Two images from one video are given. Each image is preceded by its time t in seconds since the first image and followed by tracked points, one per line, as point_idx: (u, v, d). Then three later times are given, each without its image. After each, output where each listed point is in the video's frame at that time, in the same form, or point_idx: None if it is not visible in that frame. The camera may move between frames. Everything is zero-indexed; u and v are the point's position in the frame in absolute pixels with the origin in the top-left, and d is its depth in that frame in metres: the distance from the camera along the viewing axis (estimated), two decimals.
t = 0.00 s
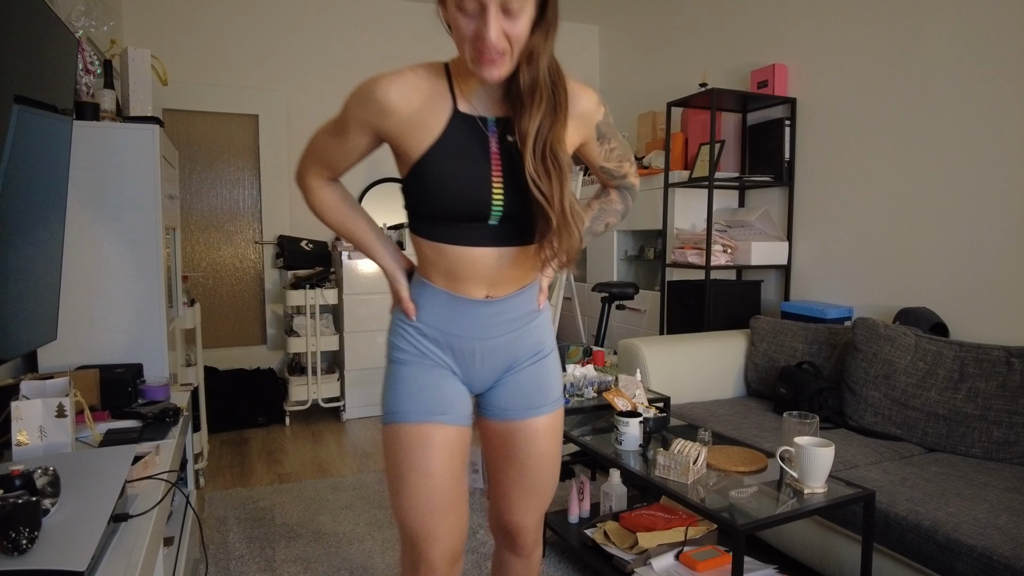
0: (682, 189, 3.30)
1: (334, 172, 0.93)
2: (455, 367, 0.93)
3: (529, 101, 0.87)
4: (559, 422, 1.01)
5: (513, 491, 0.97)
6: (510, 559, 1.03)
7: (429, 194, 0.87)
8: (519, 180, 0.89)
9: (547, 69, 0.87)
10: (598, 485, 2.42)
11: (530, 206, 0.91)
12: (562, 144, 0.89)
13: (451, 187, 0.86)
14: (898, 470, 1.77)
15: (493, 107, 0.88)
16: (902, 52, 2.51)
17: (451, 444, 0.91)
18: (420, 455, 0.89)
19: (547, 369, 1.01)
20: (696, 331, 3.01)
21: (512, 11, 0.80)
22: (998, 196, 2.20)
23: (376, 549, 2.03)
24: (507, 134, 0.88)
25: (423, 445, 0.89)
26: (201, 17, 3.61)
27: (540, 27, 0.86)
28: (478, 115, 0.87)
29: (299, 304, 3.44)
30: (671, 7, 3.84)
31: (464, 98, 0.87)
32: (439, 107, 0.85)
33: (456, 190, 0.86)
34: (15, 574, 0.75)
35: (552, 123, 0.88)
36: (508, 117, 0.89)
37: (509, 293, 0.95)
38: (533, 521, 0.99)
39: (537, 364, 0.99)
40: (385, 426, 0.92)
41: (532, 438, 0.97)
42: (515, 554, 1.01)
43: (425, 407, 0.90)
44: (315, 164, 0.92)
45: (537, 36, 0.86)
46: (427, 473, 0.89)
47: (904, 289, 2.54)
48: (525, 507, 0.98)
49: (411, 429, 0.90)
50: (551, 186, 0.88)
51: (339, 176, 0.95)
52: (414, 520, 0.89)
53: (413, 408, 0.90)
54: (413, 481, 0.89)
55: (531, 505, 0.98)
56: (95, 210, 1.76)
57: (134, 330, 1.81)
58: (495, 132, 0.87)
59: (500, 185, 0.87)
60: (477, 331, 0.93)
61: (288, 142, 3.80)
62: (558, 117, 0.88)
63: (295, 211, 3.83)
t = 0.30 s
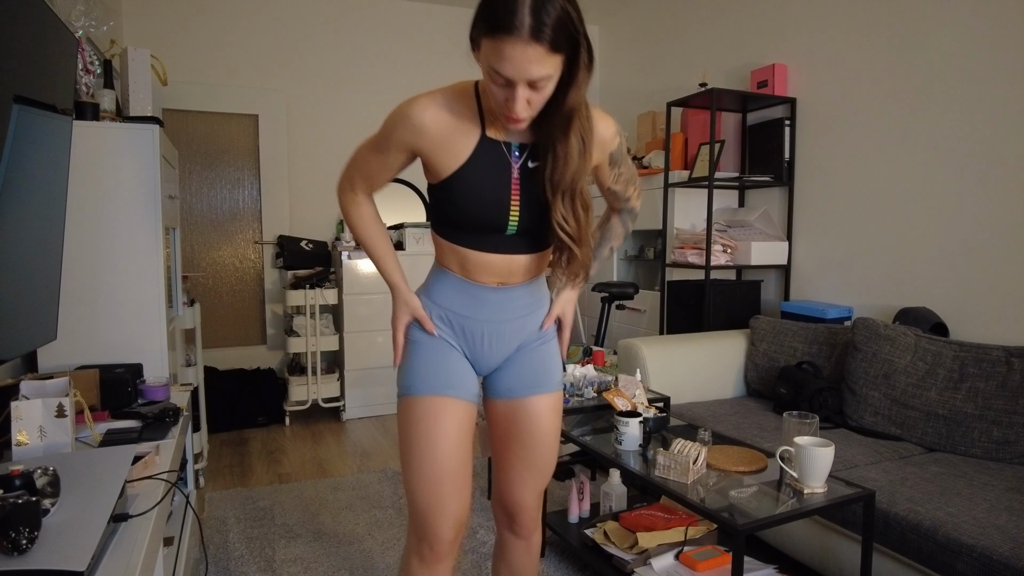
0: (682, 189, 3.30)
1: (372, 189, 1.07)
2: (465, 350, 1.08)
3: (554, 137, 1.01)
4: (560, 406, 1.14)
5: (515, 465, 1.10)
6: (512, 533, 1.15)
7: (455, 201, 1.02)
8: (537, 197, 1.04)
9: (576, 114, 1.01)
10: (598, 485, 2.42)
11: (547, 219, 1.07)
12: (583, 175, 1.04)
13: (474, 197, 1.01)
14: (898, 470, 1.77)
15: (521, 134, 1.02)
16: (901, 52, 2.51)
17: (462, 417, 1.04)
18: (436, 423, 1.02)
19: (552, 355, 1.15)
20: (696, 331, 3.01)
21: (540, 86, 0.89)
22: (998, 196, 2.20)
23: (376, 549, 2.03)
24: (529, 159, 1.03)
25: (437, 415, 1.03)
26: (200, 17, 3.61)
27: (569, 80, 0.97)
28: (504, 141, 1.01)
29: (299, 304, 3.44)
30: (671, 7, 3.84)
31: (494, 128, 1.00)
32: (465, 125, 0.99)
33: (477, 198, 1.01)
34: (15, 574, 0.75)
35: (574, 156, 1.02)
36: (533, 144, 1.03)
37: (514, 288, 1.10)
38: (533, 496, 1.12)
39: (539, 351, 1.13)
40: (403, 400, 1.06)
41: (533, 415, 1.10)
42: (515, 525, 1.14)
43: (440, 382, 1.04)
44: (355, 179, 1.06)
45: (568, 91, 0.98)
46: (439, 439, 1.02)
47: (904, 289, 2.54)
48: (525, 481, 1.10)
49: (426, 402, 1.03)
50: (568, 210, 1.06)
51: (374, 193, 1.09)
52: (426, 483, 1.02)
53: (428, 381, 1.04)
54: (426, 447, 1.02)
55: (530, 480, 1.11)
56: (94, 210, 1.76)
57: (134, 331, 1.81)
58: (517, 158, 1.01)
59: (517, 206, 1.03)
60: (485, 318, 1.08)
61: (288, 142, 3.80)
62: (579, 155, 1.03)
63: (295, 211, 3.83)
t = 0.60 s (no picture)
0: (681, 189, 3.30)
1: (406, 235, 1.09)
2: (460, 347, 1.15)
3: (565, 161, 1.04)
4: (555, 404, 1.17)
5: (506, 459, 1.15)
6: (509, 528, 1.19)
7: (459, 208, 1.06)
8: (540, 211, 1.09)
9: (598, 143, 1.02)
10: (598, 485, 2.42)
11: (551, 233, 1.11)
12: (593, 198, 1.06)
13: (478, 206, 1.04)
14: (898, 470, 1.77)
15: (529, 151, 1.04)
16: (901, 52, 2.51)
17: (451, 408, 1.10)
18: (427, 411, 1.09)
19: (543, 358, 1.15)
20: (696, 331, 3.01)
21: (551, 122, 0.91)
22: (998, 196, 2.21)
23: (376, 549, 2.03)
24: (535, 175, 1.06)
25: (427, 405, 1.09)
26: (199, 17, 3.60)
27: (587, 111, 0.99)
28: (511, 157, 1.04)
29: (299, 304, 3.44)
30: (671, 7, 3.84)
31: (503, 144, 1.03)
32: (476, 135, 1.03)
33: (480, 205, 1.04)
34: (15, 574, 0.75)
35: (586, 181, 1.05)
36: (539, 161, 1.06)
37: (508, 290, 1.15)
38: (528, 491, 1.16)
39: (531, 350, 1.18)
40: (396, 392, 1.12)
41: (524, 411, 1.14)
42: (510, 518, 1.18)
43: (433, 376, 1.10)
44: (388, 227, 1.08)
45: (593, 124, 1.00)
46: (428, 428, 1.09)
47: (904, 289, 2.54)
48: (518, 475, 1.15)
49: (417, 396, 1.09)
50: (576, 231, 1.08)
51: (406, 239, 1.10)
52: (414, 469, 1.09)
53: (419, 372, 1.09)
54: (416, 436, 1.09)
55: (524, 474, 1.14)
56: (93, 209, 1.75)
57: (135, 331, 1.81)
58: (521, 177, 1.05)
59: (519, 222, 1.07)
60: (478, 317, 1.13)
61: (288, 142, 3.80)
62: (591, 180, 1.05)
63: (295, 211, 3.83)
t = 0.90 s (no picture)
0: (681, 189, 3.30)
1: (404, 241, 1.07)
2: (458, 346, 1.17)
3: (562, 171, 1.04)
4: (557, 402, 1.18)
5: (509, 456, 1.16)
6: (517, 526, 1.19)
7: (460, 211, 1.06)
8: (538, 215, 1.09)
9: (592, 156, 1.02)
10: (598, 485, 2.42)
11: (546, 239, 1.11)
12: (587, 207, 1.06)
13: (479, 210, 1.05)
14: (897, 470, 1.77)
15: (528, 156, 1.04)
16: (901, 52, 2.51)
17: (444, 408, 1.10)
18: (421, 412, 1.09)
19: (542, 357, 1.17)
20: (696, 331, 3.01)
21: (549, 137, 0.90)
22: (998, 196, 2.21)
23: (376, 549, 2.03)
24: (534, 182, 1.06)
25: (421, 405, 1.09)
26: (200, 18, 3.61)
27: (584, 125, 0.99)
28: (512, 163, 1.03)
29: (299, 304, 3.44)
30: (671, 7, 3.84)
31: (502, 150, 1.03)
32: (477, 140, 1.03)
33: (480, 209, 1.05)
34: (15, 574, 0.75)
35: (580, 191, 1.05)
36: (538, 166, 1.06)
37: (507, 291, 1.16)
38: (538, 488, 1.16)
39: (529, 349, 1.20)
40: (390, 391, 1.13)
41: (527, 408, 1.15)
42: (523, 516, 1.18)
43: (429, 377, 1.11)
44: (386, 233, 1.06)
45: (590, 137, 1.00)
46: (421, 427, 1.09)
47: (904, 289, 2.54)
48: (521, 471, 1.15)
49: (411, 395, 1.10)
50: (570, 239, 1.09)
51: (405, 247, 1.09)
52: (407, 467, 1.09)
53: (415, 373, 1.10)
54: (408, 435, 1.09)
55: (530, 471, 1.15)
56: (94, 209, 1.76)
57: (134, 331, 1.81)
58: (521, 183, 1.04)
59: (518, 227, 1.08)
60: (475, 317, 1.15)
61: (288, 142, 3.80)
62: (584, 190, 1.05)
63: (295, 211, 3.84)
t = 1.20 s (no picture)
0: (681, 189, 3.30)
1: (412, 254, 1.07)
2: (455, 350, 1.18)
3: (560, 186, 1.05)
4: (556, 401, 1.21)
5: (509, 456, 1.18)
6: (522, 528, 1.19)
7: (456, 219, 1.07)
8: (534, 223, 1.10)
9: (590, 172, 1.02)
10: (598, 485, 2.42)
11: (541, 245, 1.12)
12: (585, 220, 1.07)
13: (473, 216, 1.06)
14: (897, 470, 1.77)
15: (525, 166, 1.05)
16: (901, 52, 2.51)
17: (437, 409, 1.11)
18: (416, 413, 1.10)
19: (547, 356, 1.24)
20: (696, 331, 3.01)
21: (547, 150, 0.90)
22: (998, 196, 2.20)
23: (376, 549, 2.03)
24: (531, 191, 1.07)
25: (415, 407, 1.10)
26: (200, 18, 3.61)
27: (582, 142, 1.00)
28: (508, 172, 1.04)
29: (299, 304, 3.44)
30: (671, 6, 3.84)
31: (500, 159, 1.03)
32: (475, 149, 1.03)
33: (476, 216, 1.06)
34: (15, 574, 0.75)
35: (578, 207, 1.05)
36: (537, 175, 1.07)
37: (503, 296, 1.17)
38: (542, 490, 1.17)
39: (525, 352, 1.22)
40: (385, 393, 1.13)
41: (522, 407, 1.17)
42: (529, 520, 1.18)
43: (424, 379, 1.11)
44: (394, 247, 1.06)
45: (585, 151, 1.00)
46: (415, 428, 1.09)
47: (904, 289, 2.54)
48: (519, 472, 1.16)
49: (405, 397, 1.11)
50: (570, 253, 1.10)
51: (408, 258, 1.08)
52: (399, 469, 1.09)
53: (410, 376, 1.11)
54: (401, 436, 1.09)
55: (529, 472, 1.16)
56: (94, 209, 1.76)
57: (135, 331, 1.82)
58: (519, 192, 1.05)
59: (514, 236, 1.09)
60: (472, 321, 1.17)
61: (288, 142, 3.80)
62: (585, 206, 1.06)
63: (295, 211, 3.84)
